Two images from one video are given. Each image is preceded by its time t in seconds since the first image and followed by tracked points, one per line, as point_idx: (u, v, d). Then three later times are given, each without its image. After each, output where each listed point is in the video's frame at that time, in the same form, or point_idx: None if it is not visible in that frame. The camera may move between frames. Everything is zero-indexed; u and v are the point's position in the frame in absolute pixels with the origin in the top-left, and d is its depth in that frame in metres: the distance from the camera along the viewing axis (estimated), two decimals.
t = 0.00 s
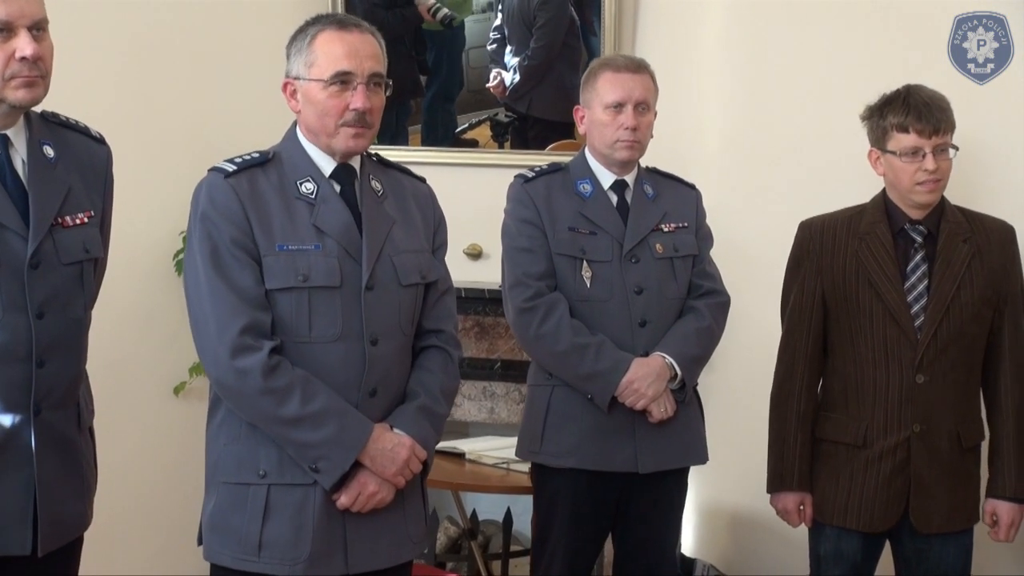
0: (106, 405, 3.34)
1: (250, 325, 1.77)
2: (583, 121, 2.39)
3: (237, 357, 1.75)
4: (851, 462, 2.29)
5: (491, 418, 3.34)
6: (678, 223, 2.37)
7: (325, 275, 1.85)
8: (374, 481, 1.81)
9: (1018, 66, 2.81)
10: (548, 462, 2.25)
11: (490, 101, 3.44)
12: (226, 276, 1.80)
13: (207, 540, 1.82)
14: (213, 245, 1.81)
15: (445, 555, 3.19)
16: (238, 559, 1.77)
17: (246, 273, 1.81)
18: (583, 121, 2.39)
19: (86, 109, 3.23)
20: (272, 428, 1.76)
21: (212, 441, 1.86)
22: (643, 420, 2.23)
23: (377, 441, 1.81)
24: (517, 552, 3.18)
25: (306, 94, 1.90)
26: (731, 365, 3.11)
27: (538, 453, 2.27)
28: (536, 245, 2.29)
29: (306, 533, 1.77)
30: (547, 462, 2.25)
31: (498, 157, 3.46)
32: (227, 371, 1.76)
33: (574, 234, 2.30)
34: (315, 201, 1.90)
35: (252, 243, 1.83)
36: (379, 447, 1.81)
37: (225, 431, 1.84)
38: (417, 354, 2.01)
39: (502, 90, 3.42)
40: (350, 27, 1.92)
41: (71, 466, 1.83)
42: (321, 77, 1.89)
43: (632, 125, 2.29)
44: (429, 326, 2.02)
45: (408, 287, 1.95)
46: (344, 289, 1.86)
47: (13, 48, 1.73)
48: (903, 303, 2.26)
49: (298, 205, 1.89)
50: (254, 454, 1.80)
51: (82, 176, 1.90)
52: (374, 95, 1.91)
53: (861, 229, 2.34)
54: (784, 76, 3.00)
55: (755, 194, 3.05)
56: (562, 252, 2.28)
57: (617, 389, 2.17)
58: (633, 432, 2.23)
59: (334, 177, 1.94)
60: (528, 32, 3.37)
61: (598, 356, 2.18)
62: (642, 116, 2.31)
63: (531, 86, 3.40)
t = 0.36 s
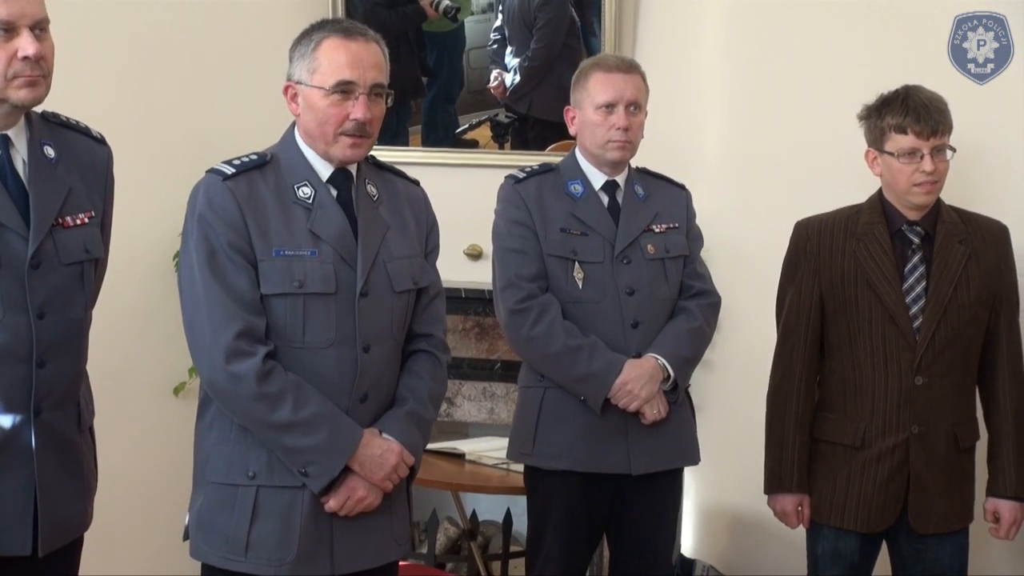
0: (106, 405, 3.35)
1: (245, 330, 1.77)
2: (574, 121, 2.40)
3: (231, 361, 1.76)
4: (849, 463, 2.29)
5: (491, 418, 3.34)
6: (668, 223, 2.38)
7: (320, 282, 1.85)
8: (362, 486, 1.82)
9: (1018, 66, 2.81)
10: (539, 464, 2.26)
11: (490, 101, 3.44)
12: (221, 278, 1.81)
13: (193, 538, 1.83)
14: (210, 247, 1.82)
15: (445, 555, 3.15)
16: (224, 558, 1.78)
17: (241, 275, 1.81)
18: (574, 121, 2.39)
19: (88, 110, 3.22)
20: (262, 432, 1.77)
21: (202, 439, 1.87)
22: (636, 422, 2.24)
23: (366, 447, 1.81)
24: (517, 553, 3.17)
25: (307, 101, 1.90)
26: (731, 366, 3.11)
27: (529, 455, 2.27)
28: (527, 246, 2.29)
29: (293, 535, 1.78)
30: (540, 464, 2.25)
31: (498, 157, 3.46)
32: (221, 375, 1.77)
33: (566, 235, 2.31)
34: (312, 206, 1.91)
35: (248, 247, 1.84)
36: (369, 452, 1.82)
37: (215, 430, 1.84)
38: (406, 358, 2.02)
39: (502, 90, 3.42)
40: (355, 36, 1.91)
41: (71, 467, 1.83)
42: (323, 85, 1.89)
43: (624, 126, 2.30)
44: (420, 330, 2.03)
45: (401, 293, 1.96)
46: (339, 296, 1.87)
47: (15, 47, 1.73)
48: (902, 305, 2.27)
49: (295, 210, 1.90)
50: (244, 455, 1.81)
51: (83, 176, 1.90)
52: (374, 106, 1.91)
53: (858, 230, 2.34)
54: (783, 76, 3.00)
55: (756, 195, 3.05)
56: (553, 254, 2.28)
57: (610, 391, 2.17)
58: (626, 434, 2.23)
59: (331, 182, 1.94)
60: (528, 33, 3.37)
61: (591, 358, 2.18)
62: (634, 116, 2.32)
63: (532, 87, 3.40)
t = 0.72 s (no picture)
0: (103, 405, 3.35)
1: (233, 323, 1.78)
2: (554, 120, 2.40)
3: (220, 355, 1.76)
4: (842, 464, 2.29)
5: (487, 417, 3.35)
6: (650, 221, 2.40)
7: (306, 274, 1.86)
8: (354, 476, 1.83)
9: (1018, 66, 2.83)
10: (525, 465, 2.26)
11: (486, 100, 3.44)
12: (207, 273, 1.81)
13: (187, 535, 1.83)
14: (195, 244, 1.82)
15: (442, 555, 3.16)
16: (218, 554, 1.79)
17: (227, 271, 1.82)
18: (554, 120, 2.39)
19: (87, 111, 3.27)
20: (251, 424, 1.78)
21: (194, 436, 1.88)
22: (622, 422, 2.25)
23: (357, 437, 1.83)
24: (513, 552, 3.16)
25: (284, 96, 1.92)
26: (727, 365, 3.12)
27: (515, 456, 2.28)
28: (511, 245, 2.28)
29: (287, 529, 1.79)
30: (526, 466, 2.26)
31: (493, 156, 3.47)
32: (210, 369, 1.77)
33: (550, 235, 2.31)
34: (295, 201, 1.91)
35: (233, 243, 1.84)
36: (358, 443, 1.83)
37: (206, 427, 1.85)
38: (393, 352, 2.03)
39: (497, 89, 3.42)
40: (328, 30, 1.93)
41: (67, 466, 1.83)
42: (299, 79, 1.90)
43: (607, 124, 2.30)
44: (405, 324, 2.04)
45: (386, 286, 1.97)
46: (324, 290, 1.88)
47: (15, 47, 1.73)
48: (889, 303, 2.27)
49: (279, 206, 1.91)
50: (235, 451, 1.81)
51: (78, 175, 1.91)
52: (350, 98, 1.92)
53: (840, 230, 2.34)
54: (781, 75, 3.00)
55: (756, 194, 3.05)
56: (537, 254, 2.28)
57: (598, 392, 2.18)
58: (612, 435, 2.24)
59: (314, 177, 1.95)
60: (524, 31, 3.38)
61: (578, 360, 2.18)
62: (616, 114, 2.32)
63: (528, 85, 3.40)
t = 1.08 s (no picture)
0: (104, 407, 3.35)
1: (223, 321, 1.78)
2: (546, 121, 2.39)
3: (209, 352, 1.77)
4: (844, 458, 2.29)
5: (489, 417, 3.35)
6: (642, 221, 2.39)
7: (296, 273, 1.86)
8: (343, 474, 1.82)
9: (1018, 66, 2.82)
10: (523, 468, 2.26)
11: (487, 101, 3.43)
12: (198, 272, 1.81)
13: (179, 531, 1.84)
14: (186, 242, 1.82)
15: (442, 555, 3.15)
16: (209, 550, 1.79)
17: (218, 270, 1.82)
18: (545, 121, 2.38)
19: (88, 109, 3.27)
20: (241, 421, 1.78)
21: (188, 434, 1.88)
22: (619, 424, 2.24)
23: (346, 435, 1.82)
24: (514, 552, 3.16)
25: (276, 96, 1.91)
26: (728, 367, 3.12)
27: (512, 459, 2.27)
28: (504, 249, 2.28)
29: (276, 525, 1.79)
30: (523, 468, 2.26)
31: (495, 156, 3.46)
32: (200, 366, 1.78)
33: (544, 238, 2.30)
34: (286, 200, 1.91)
35: (223, 241, 1.84)
36: (348, 440, 1.82)
37: (198, 424, 1.85)
38: (385, 351, 2.02)
39: (498, 89, 3.42)
40: (317, 30, 1.93)
41: (69, 465, 1.83)
42: (289, 78, 1.90)
43: (599, 126, 2.29)
44: (397, 323, 2.03)
45: (377, 285, 1.97)
46: (314, 287, 1.88)
47: (19, 48, 1.72)
48: (892, 296, 2.27)
49: (270, 205, 1.90)
50: (226, 447, 1.82)
51: (80, 175, 1.90)
52: (341, 96, 1.92)
53: (845, 227, 2.35)
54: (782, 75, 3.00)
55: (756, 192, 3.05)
56: (532, 257, 2.27)
57: (594, 396, 2.18)
58: (608, 436, 2.24)
59: (305, 177, 1.94)
60: (525, 32, 3.36)
61: (574, 363, 2.18)
62: (606, 115, 2.32)
63: (531, 84, 3.39)
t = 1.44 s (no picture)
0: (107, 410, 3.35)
1: (224, 322, 1.78)
2: (562, 123, 2.38)
3: (211, 353, 1.77)
4: (845, 458, 2.30)
5: (493, 421, 3.35)
6: (659, 223, 2.37)
7: (297, 274, 1.86)
8: (345, 473, 1.82)
9: (1018, 66, 2.82)
10: (537, 468, 2.25)
11: (492, 104, 3.44)
12: (200, 273, 1.82)
13: (183, 531, 1.84)
14: (187, 243, 1.83)
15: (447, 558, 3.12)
16: (212, 550, 1.79)
17: (220, 272, 1.82)
18: (562, 123, 2.37)
19: (88, 110, 3.27)
20: (243, 422, 1.78)
21: (190, 435, 1.87)
22: (632, 424, 2.23)
23: (348, 434, 1.82)
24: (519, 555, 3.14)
25: (280, 101, 1.91)
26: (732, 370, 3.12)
27: (526, 458, 2.27)
28: (520, 250, 2.28)
29: (278, 524, 1.78)
30: (536, 468, 2.25)
31: (499, 160, 3.46)
32: (202, 367, 1.78)
33: (559, 239, 2.29)
34: (288, 202, 1.91)
35: (225, 242, 1.85)
36: (350, 440, 1.82)
37: (201, 425, 1.85)
38: (387, 352, 2.02)
39: (503, 92, 3.42)
40: (320, 33, 1.93)
41: (74, 467, 1.83)
42: (292, 82, 1.90)
43: (615, 125, 2.28)
44: (399, 324, 2.03)
45: (379, 286, 1.96)
46: (316, 289, 1.88)
47: (22, 56, 1.72)
48: (904, 304, 2.27)
49: (271, 207, 1.90)
50: (228, 448, 1.82)
51: (85, 178, 1.90)
52: (343, 99, 1.92)
53: (865, 233, 2.35)
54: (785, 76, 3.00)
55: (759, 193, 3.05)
56: (547, 258, 2.27)
57: (607, 396, 2.17)
58: (622, 436, 2.23)
59: (307, 178, 1.94)
60: (530, 35, 3.37)
61: (587, 363, 2.17)
62: (623, 114, 2.30)
63: (533, 89, 3.40)
